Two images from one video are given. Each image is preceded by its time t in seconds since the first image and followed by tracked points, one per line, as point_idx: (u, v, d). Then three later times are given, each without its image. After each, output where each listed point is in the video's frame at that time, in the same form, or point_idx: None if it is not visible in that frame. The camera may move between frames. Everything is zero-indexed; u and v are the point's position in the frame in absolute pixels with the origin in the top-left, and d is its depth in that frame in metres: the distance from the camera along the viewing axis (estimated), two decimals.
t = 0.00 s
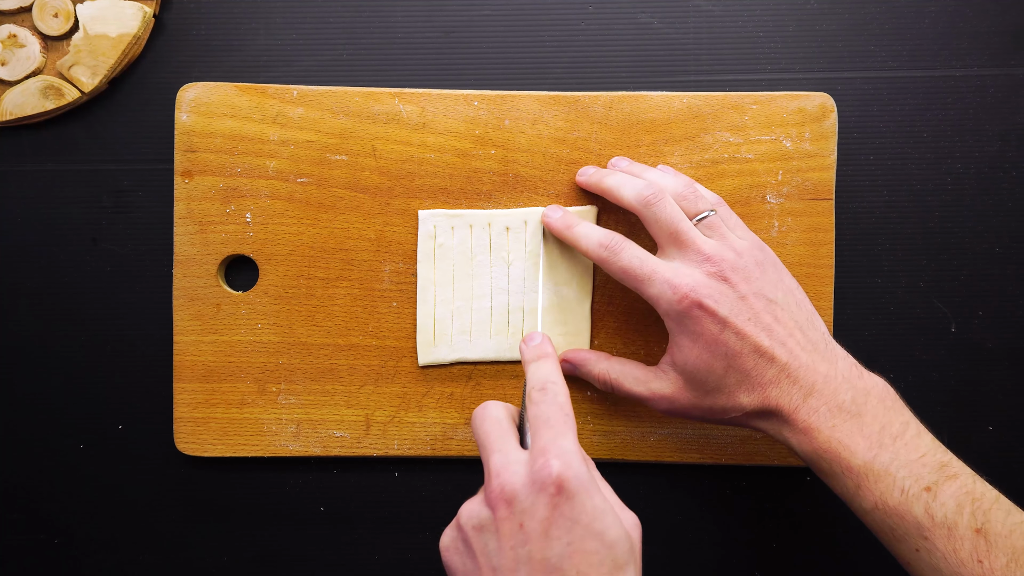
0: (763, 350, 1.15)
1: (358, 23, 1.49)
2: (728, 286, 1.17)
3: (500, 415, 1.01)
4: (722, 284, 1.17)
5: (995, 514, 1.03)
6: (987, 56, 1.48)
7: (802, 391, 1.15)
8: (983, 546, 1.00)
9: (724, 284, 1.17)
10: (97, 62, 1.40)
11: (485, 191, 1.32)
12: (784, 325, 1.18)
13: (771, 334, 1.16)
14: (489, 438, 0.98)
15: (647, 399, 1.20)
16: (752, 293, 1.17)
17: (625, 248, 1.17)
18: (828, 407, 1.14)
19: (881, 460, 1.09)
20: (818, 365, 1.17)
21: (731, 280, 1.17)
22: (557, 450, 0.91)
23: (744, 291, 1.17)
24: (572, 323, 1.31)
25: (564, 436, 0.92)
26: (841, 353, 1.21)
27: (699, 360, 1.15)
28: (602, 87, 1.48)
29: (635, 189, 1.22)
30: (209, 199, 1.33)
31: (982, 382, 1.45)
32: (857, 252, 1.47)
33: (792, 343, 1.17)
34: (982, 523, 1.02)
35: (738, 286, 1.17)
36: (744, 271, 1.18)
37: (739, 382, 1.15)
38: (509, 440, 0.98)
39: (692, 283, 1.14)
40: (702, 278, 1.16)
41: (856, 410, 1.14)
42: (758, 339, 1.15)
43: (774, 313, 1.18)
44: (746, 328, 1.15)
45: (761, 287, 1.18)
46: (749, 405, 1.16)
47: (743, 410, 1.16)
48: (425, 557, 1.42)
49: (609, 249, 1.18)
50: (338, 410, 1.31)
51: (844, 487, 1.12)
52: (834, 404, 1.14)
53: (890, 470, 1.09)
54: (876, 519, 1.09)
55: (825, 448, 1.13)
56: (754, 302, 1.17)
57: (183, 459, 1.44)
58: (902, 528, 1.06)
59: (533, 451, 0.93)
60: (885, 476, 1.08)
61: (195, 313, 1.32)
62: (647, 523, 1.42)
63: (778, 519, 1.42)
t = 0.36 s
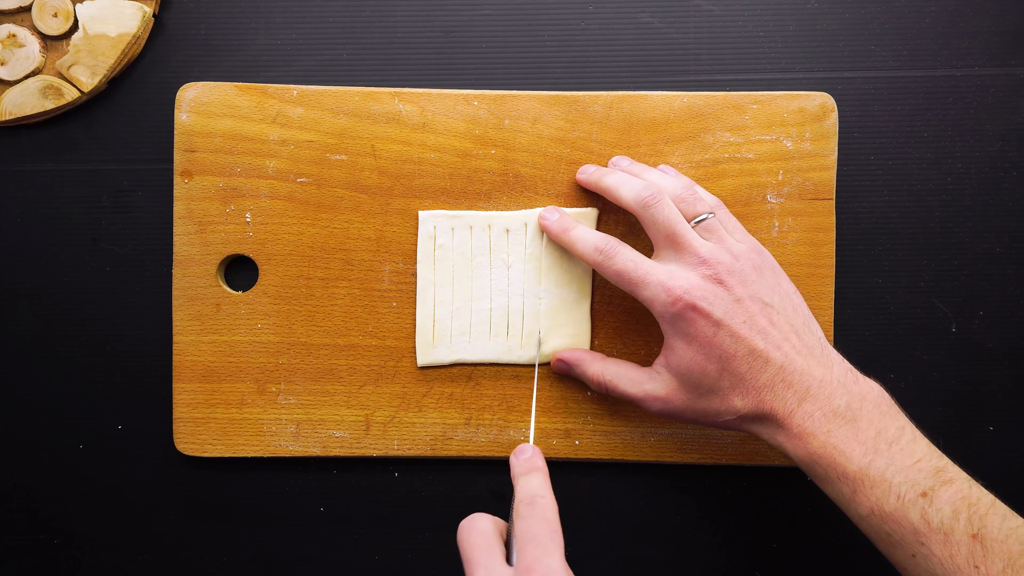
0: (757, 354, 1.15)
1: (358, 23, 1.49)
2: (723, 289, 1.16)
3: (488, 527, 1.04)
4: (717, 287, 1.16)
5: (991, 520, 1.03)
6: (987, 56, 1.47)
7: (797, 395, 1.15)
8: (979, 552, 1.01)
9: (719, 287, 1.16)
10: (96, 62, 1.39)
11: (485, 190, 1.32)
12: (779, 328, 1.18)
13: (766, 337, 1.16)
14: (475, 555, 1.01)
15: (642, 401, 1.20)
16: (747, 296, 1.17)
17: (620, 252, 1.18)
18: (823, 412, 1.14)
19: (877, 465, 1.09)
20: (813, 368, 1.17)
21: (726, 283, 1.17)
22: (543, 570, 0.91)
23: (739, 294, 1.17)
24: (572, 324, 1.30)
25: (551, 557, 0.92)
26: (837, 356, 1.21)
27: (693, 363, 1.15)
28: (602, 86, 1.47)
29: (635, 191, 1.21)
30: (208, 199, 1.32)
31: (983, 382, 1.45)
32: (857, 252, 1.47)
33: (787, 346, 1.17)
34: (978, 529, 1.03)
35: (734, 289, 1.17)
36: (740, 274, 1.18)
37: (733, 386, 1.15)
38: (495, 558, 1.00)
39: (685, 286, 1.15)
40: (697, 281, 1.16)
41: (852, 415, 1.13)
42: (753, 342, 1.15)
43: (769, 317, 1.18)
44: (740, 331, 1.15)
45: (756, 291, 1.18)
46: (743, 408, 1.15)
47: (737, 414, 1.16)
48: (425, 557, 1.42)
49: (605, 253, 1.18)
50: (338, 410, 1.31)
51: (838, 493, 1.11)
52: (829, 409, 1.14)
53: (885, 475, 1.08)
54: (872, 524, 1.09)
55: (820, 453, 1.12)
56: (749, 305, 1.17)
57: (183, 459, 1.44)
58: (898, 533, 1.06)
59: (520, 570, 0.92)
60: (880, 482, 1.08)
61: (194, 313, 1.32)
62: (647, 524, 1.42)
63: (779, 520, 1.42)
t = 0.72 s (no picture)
0: (778, 356, 1.14)
1: (358, 23, 1.48)
2: (745, 290, 1.16)
3: (514, 426, 1.00)
4: (739, 287, 1.16)
5: (1009, 527, 1.02)
6: (988, 55, 1.47)
7: (817, 398, 1.15)
8: (996, 558, 0.99)
9: (741, 288, 1.16)
10: (95, 61, 1.39)
11: (485, 190, 1.32)
12: (800, 331, 1.17)
13: (788, 339, 1.16)
14: (502, 450, 0.97)
15: (659, 402, 1.20)
16: (768, 297, 1.17)
17: (647, 244, 1.17)
18: (842, 415, 1.14)
19: (895, 469, 1.09)
20: (833, 371, 1.16)
21: (748, 284, 1.16)
22: (570, 468, 0.91)
23: (760, 295, 1.16)
24: (572, 324, 1.30)
25: (577, 453, 0.92)
26: (856, 360, 1.20)
27: (714, 364, 1.14)
28: (602, 86, 1.47)
29: (652, 193, 1.22)
30: (208, 199, 1.32)
31: (984, 382, 1.45)
32: (858, 252, 1.47)
33: (807, 349, 1.16)
34: (996, 535, 1.01)
35: (755, 290, 1.16)
36: (761, 275, 1.18)
37: (753, 388, 1.15)
38: (522, 453, 0.97)
39: (710, 285, 1.14)
40: (720, 281, 1.15)
41: (871, 418, 1.13)
42: (774, 344, 1.15)
43: (790, 319, 1.17)
44: (761, 333, 1.14)
45: (777, 292, 1.18)
46: (762, 410, 1.15)
47: (756, 416, 1.16)
48: (425, 557, 1.42)
49: (632, 243, 1.18)
50: (337, 410, 1.30)
51: (856, 495, 1.11)
52: (848, 412, 1.14)
53: (904, 479, 1.08)
54: (888, 528, 1.09)
55: (838, 456, 1.12)
56: (770, 307, 1.16)
57: (183, 459, 1.44)
58: (914, 538, 1.06)
59: (546, 467, 0.93)
60: (898, 486, 1.08)
61: (194, 313, 1.32)
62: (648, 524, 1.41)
63: (780, 520, 1.42)
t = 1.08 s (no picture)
0: (776, 357, 1.14)
1: (357, 22, 1.48)
2: (743, 291, 1.16)
3: (516, 420, 1.00)
4: (736, 289, 1.16)
5: (1008, 530, 1.02)
6: (989, 55, 1.47)
7: (816, 399, 1.14)
8: (995, 561, 0.99)
9: (739, 289, 1.16)
10: (94, 61, 1.39)
11: (485, 190, 1.32)
12: (798, 332, 1.17)
13: (786, 341, 1.16)
14: (503, 443, 0.97)
15: (657, 403, 1.20)
16: (766, 299, 1.17)
17: (644, 246, 1.17)
18: (841, 417, 1.13)
19: (894, 471, 1.09)
20: (832, 373, 1.16)
21: (746, 286, 1.16)
22: (572, 459, 0.91)
23: (758, 297, 1.16)
24: (572, 324, 1.29)
25: (578, 445, 0.92)
26: (855, 362, 1.20)
27: (712, 365, 1.14)
28: (602, 86, 1.47)
29: (651, 193, 1.22)
30: (207, 199, 1.32)
31: (985, 383, 1.45)
32: (858, 252, 1.46)
33: (806, 351, 1.16)
34: (995, 538, 1.01)
35: (753, 292, 1.16)
36: (759, 277, 1.18)
37: (751, 389, 1.14)
38: (524, 445, 0.97)
39: (707, 287, 1.14)
40: (717, 283, 1.15)
41: (869, 420, 1.13)
42: (772, 346, 1.14)
43: (788, 320, 1.17)
44: (759, 334, 1.14)
45: (775, 294, 1.18)
46: (760, 412, 1.15)
47: (754, 417, 1.16)
48: (424, 558, 1.41)
49: (628, 246, 1.18)
50: (337, 411, 1.30)
51: (855, 497, 1.11)
52: (847, 413, 1.13)
53: (902, 482, 1.08)
54: (887, 530, 1.09)
55: (837, 458, 1.12)
56: (768, 308, 1.16)
57: (182, 459, 1.43)
58: (913, 541, 1.06)
59: (547, 458, 0.93)
60: (897, 488, 1.08)
61: (193, 313, 1.31)
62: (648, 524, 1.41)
63: (780, 520, 1.42)
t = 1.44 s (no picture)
0: (770, 359, 1.14)
1: (357, 22, 1.48)
2: (737, 293, 1.16)
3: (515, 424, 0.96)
4: (730, 291, 1.16)
5: (1002, 533, 1.03)
6: (990, 55, 1.47)
7: (809, 402, 1.14)
8: (989, 565, 1.00)
9: (732, 291, 1.16)
10: (93, 61, 1.39)
11: (485, 190, 1.32)
12: (792, 334, 1.17)
13: (779, 343, 1.15)
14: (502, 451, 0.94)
15: (652, 404, 1.19)
16: (760, 300, 1.16)
17: (633, 253, 1.17)
18: (835, 419, 1.13)
19: (888, 474, 1.09)
20: (826, 375, 1.16)
21: (740, 287, 1.16)
22: (574, 464, 0.88)
23: (752, 298, 1.16)
24: (572, 324, 1.29)
25: (579, 450, 0.89)
26: (849, 364, 1.20)
27: (705, 367, 1.14)
28: (602, 86, 1.47)
29: (649, 193, 1.21)
30: (207, 199, 1.32)
31: (985, 383, 1.45)
32: (859, 252, 1.46)
33: (799, 352, 1.16)
34: (989, 542, 1.02)
35: (747, 294, 1.16)
36: (753, 279, 1.18)
37: (744, 391, 1.14)
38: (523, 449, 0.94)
39: (699, 289, 1.14)
40: (710, 284, 1.15)
41: (864, 423, 1.13)
42: (765, 348, 1.14)
43: (782, 322, 1.17)
44: (752, 336, 1.14)
45: (769, 295, 1.17)
46: (754, 414, 1.14)
47: (748, 419, 1.15)
48: (424, 558, 1.41)
49: (617, 254, 1.18)
50: (336, 411, 1.30)
51: (849, 500, 1.11)
52: (841, 416, 1.13)
53: (897, 485, 1.08)
54: (882, 534, 1.09)
55: (831, 461, 1.11)
56: (762, 310, 1.16)
57: (182, 459, 1.43)
58: (908, 544, 1.06)
59: (546, 464, 0.90)
60: (892, 492, 1.08)
61: (192, 313, 1.31)
62: (648, 525, 1.41)
63: (781, 520, 1.41)
